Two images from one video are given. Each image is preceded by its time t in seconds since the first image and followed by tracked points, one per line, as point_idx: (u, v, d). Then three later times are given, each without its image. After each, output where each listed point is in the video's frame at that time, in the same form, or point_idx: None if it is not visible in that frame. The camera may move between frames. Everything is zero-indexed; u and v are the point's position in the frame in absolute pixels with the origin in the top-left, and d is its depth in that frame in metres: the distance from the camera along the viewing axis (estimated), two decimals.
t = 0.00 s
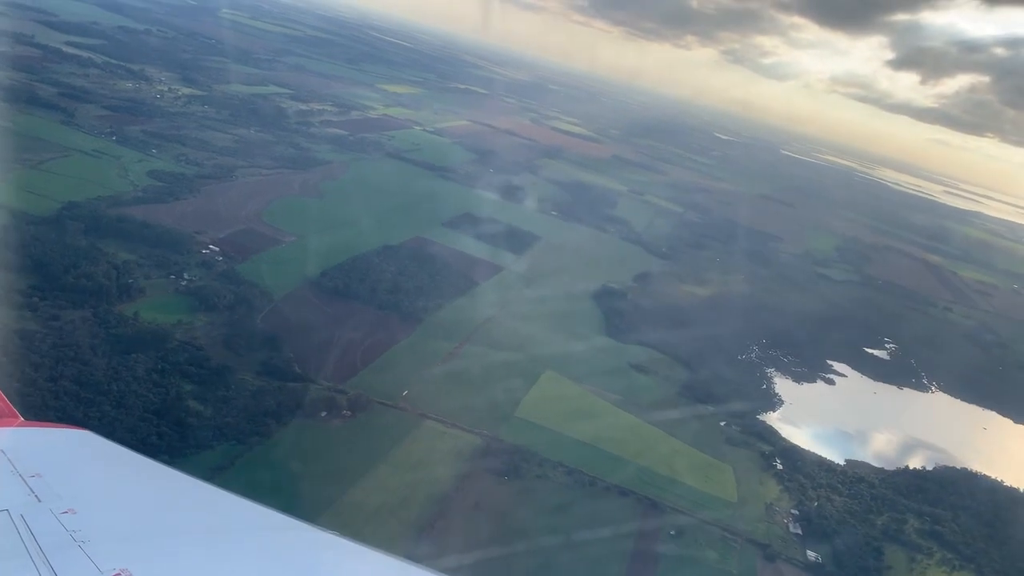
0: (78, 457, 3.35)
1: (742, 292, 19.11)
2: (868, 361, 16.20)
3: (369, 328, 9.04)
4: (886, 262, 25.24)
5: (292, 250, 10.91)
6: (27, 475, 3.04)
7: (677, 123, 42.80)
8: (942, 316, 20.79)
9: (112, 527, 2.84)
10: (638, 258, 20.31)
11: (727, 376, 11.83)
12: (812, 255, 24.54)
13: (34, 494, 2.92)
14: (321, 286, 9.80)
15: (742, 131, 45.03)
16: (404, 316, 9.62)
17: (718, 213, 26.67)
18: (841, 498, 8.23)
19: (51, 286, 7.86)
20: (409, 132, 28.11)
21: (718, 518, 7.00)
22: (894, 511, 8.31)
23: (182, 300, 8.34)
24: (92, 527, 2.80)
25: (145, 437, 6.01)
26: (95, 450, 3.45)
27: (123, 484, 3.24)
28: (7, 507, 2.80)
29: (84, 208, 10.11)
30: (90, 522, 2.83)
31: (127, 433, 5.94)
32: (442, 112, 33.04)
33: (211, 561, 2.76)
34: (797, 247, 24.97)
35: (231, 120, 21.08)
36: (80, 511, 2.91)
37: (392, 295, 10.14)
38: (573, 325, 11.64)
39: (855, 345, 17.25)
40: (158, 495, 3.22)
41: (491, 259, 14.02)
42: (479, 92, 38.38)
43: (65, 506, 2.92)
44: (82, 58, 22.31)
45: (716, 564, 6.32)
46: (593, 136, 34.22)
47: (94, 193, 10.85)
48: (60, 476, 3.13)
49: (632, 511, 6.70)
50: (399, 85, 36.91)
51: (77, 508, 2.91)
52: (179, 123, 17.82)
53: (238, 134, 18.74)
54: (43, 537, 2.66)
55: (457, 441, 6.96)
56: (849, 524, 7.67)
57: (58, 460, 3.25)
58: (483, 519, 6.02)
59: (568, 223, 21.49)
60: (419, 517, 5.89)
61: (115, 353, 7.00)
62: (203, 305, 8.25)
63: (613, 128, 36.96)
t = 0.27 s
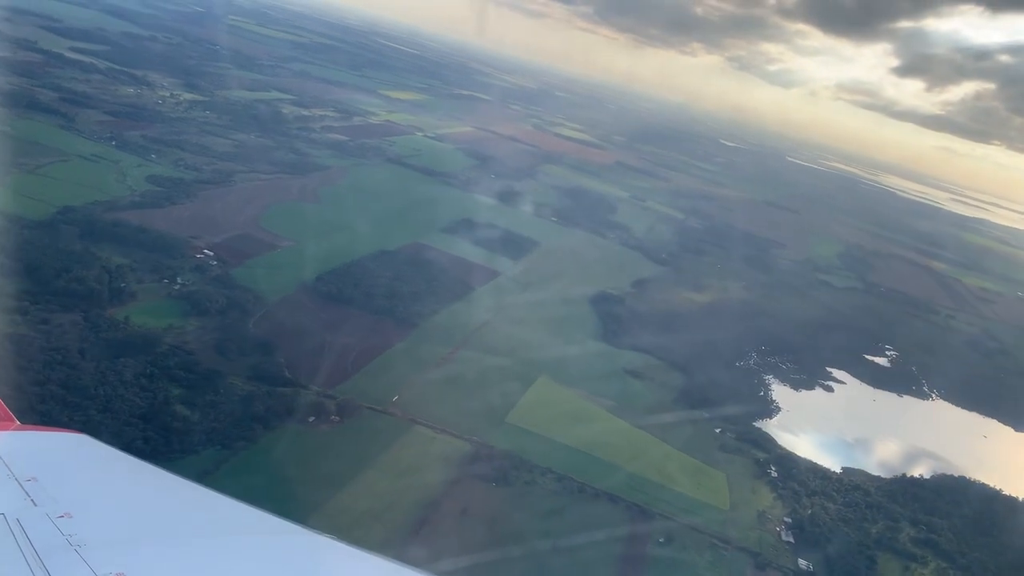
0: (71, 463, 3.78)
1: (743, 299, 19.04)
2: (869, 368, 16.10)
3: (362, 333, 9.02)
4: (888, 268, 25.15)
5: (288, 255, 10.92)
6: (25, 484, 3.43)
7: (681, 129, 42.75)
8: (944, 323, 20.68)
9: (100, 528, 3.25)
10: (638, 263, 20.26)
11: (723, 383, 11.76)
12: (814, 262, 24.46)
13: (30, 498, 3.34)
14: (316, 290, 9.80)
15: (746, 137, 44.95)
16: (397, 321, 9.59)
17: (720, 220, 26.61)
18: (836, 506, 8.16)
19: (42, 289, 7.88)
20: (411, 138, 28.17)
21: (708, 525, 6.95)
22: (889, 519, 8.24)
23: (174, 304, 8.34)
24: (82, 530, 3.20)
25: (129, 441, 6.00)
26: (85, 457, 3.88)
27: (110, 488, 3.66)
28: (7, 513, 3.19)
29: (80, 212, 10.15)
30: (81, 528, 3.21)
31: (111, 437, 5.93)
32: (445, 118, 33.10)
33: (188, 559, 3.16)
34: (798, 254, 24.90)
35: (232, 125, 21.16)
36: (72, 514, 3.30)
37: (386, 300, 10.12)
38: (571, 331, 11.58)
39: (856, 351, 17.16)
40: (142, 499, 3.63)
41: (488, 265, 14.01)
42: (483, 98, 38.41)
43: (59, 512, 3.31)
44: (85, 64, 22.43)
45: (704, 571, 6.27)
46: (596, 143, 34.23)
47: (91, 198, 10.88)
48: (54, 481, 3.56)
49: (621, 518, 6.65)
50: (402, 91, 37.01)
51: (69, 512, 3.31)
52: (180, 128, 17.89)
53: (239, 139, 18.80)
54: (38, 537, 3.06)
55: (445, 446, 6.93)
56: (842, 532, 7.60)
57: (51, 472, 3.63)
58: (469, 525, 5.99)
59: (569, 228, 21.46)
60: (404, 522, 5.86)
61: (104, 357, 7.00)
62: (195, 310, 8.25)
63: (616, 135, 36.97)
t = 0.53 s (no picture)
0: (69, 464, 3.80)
1: (744, 305, 18.95)
2: (871, 375, 15.98)
3: (356, 337, 9.00)
4: (893, 275, 25.01)
5: (284, 259, 10.92)
6: (22, 485, 3.46)
7: (686, 135, 42.72)
8: (949, 331, 20.54)
9: (98, 529, 3.28)
10: (639, 269, 20.21)
11: (721, 389, 11.68)
12: (817, 269, 24.35)
13: (28, 500, 3.37)
14: (310, 295, 9.78)
15: (751, 144, 44.88)
16: (391, 326, 9.57)
17: (723, 226, 26.54)
18: (831, 514, 8.07)
19: (34, 293, 7.89)
20: (414, 143, 28.21)
21: (699, 533, 6.88)
22: (885, 528, 8.15)
23: (167, 308, 8.34)
24: (80, 532, 3.22)
25: (116, 444, 5.99)
26: (82, 457, 3.90)
27: (108, 489, 3.68)
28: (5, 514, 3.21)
29: (76, 215, 10.17)
30: (80, 529, 3.24)
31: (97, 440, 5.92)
32: (448, 123, 33.15)
33: (184, 561, 3.18)
34: (801, 261, 24.80)
35: (234, 130, 21.23)
36: (70, 516, 3.32)
37: (381, 305, 10.10)
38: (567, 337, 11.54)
39: (858, 358, 17.04)
40: (138, 499, 3.66)
41: (486, 270, 13.99)
42: (488, 103, 38.48)
43: (57, 513, 3.33)
44: (89, 69, 22.56)
45: None
46: (600, 148, 34.22)
47: (88, 201, 10.91)
48: (53, 482, 3.58)
49: (610, 525, 6.59)
50: (407, 97, 37.10)
51: (68, 514, 3.33)
52: (182, 133, 17.96)
53: (240, 144, 18.86)
54: (36, 539, 3.08)
55: (434, 452, 6.88)
56: (837, 540, 7.52)
57: (49, 472, 3.66)
58: (455, 531, 5.95)
59: (570, 234, 21.43)
60: (390, 528, 5.82)
61: (94, 360, 6.99)
62: (187, 314, 8.25)
63: (620, 141, 36.97)
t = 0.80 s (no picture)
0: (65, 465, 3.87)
1: (746, 310, 18.87)
2: (873, 380, 15.87)
3: (349, 340, 8.98)
4: (898, 281, 24.88)
5: (281, 262, 10.91)
6: (19, 485, 3.51)
7: (691, 140, 42.64)
8: (953, 337, 20.41)
9: (96, 528, 3.34)
10: (641, 273, 20.16)
11: (719, 395, 11.61)
12: (821, 274, 24.24)
13: (26, 500, 3.44)
14: (305, 298, 9.76)
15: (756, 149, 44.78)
16: (385, 330, 9.55)
17: (727, 230, 26.47)
18: (827, 521, 8.00)
19: (27, 294, 7.91)
20: (417, 147, 28.25)
21: (691, 539, 6.82)
22: (882, 536, 8.07)
23: (161, 310, 8.35)
24: (78, 530, 3.28)
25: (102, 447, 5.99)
26: (79, 458, 3.97)
27: (105, 489, 3.75)
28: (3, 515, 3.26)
29: (73, 217, 10.20)
30: (78, 529, 3.29)
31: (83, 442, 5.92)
32: (453, 127, 33.19)
33: (181, 559, 3.24)
34: (805, 266, 24.70)
35: (237, 134, 21.29)
36: (68, 515, 3.39)
37: (377, 308, 10.08)
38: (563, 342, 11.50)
39: (861, 363, 16.93)
40: (133, 500, 3.71)
41: (486, 274, 13.97)
42: (492, 108, 38.53)
43: (54, 513, 3.38)
44: (94, 72, 22.68)
45: None
46: (604, 153, 34.19)
47: (86, 204, 10.93)
48: (50, 483, 3.65)
49: (601, 531, 6.53)
50: (411, 101, 37.17)
51: (66, 513, 3.39)
52: (184, 136, 18.02)
53: (243, 147, 18.91)
54: (34, 538, 3.14)
55: (424, 457, 6.83)
56: (831, 548, 7.44)
57: (46, 473, 3.73)
58: (442, 536, 5.90)
59: (572, 238, 21.39)
60: (376, 533, 5.79)
61: (84, 362, 7.00)
62: (180, 316, 8.26)
63: (625, 146, 36.94)
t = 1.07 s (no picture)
0: (60, 466, 4.00)
1: (748, 314, 18.79)
2: (874, 385, 15.76)
3: (343, 343, 8.95)
4: (902, 286, 24.77)
5: (277, 264, 10.91)
6: (17, 486, 3.66)
7: (695, 144, 42.55)
8: (957, 342, 20.28)
9: (91, 528, 3.48)
10: (643, 276, 20.10)
11: (716, 399, 11.54)
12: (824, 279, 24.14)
13: (24, 500, 3.59)
14: (299, 301, 9.75)
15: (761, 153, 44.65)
16: (379, 333, 9.52)
17: (729, 235, 26.39)
18: (821, 527, 7.93)
19: (19, 295, 7.91)
20: (420, 150, 28.27)
21: (681, 545, 6.77)
22: (876, 543, 8.00)
23: (153, 312, 8.35)
24: (74, 530, 3.43)
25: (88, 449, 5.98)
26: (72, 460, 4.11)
27: (100, 490, 3.90)
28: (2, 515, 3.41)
29: (69, 219, 10.21)
30: (74, 529, 3.43)
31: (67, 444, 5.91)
32: (456, 131, 33.20)
33: (174, 558, 3.39)
34: (808, 271, 24.60)
35: (239, 137, 21.33)
36: (65, 515, 3.53)
37: (372, 311, 10.06)
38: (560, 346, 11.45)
39: (863, 368, 16.83)
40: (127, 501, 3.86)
41: (484, 277, 13.95)
42: (496, 112, 38.55)
43: (51, 514, 3.53)
44: (97, 75, 22.77)
45: None
46: (607, 157, 34.15)
47: (83, 205, 10.95)
48: (46, 483, 3.79)
49: (590, 536, 6.48)
50: (415, 105, 37.22)
51: (62, 513, 3.54)
52: (185, 139, 18.07)
53: (244, 150, 18.95)
54: (32, 536, 3.28)
55: (413, 460, 6.80)
56: (824, 555, 7.38)
57: (43, 474, 3.88)
58: (429, 539, 5.87)
59: (574, 242, 21.35)
60: (361, 536, 5.76)
61: (73, 363, 6.99)
62: (172, 318, 8.25)
63: (628, 150, 36.90)
